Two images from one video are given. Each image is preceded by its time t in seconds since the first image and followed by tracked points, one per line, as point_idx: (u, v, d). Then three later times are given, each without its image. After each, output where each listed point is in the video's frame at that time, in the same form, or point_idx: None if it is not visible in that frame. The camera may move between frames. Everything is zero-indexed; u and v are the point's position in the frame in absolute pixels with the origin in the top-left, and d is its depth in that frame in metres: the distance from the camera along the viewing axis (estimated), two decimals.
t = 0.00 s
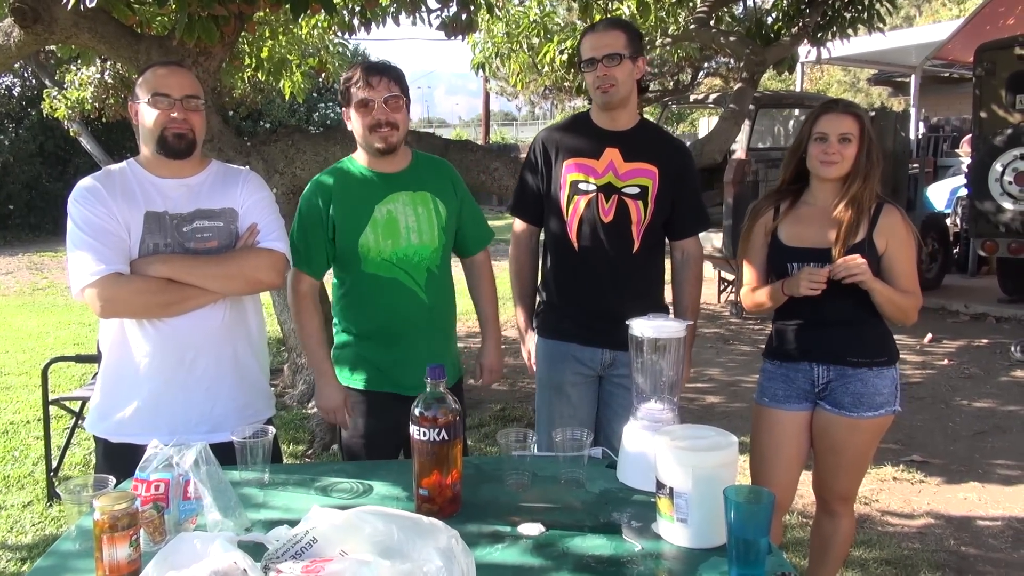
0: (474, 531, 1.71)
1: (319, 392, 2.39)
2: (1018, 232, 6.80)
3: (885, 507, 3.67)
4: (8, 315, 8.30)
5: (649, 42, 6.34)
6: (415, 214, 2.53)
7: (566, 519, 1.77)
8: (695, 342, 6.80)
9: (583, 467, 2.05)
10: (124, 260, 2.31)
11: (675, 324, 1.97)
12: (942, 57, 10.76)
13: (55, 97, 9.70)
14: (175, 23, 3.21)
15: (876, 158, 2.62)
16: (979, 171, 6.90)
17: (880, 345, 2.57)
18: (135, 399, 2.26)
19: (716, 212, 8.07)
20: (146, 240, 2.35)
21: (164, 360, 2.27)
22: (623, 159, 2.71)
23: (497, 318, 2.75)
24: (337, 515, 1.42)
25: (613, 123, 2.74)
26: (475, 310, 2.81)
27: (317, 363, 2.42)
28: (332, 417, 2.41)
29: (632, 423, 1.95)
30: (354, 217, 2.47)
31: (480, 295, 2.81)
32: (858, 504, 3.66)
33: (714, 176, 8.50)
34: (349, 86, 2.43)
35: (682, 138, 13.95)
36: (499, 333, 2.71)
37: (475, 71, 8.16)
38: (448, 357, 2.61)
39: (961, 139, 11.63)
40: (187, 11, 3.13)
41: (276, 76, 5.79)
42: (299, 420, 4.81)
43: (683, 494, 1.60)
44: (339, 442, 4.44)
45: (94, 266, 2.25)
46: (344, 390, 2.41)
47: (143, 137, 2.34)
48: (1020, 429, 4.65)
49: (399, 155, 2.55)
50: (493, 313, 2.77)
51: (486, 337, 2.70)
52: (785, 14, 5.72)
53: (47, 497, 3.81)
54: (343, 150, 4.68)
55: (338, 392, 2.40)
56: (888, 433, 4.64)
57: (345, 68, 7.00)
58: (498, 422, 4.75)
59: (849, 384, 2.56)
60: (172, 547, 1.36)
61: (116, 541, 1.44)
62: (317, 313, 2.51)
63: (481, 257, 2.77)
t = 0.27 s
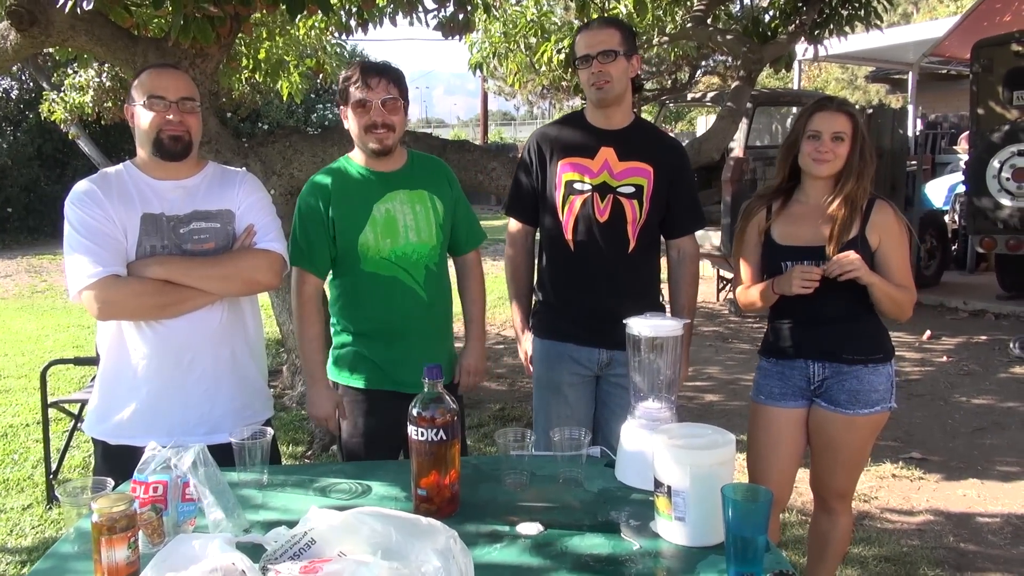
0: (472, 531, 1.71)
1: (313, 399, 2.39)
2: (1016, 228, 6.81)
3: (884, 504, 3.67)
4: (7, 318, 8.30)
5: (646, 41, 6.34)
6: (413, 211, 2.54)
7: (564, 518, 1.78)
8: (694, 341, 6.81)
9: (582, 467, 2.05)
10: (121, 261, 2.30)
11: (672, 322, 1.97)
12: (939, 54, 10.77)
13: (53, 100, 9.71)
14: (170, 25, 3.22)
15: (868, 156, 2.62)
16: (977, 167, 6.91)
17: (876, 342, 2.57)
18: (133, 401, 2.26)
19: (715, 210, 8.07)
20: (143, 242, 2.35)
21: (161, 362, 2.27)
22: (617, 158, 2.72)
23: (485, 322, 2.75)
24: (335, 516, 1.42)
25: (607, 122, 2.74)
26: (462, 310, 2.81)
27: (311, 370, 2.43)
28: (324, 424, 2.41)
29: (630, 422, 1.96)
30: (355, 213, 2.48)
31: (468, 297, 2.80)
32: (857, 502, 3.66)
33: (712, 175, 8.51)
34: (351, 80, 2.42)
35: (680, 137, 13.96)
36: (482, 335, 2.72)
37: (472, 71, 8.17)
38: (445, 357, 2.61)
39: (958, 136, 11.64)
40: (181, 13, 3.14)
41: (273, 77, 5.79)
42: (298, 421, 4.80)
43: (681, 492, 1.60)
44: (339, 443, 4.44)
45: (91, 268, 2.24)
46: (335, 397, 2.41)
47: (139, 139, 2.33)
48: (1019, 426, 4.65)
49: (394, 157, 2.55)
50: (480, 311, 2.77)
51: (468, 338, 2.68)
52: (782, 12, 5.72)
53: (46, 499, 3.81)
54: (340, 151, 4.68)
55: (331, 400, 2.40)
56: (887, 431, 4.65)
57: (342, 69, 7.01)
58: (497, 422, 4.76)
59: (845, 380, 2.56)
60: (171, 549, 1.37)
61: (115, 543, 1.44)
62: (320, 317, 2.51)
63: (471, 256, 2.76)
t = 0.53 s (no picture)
0: (480, 531, 1.72)
1: (328, 395, 2.41)
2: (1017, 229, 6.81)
3: (887, 505, 3.68)
4: (9, 317, 8.30)
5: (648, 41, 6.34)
6: (421, 209, 2.54)
7: (571, 518, 1.78)
8: (696, 341, 6.81)
9: (588, 467, 2.05)
10: (127, 262, 2.31)
11: (678, 322, 1.97)
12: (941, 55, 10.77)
13: (54, 100, 9.71)
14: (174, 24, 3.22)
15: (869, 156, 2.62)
16: (978, 169, 6.91)
17: (880, 342, 2.57)
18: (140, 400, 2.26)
19: (716, 211, 8.07)
20: (149, 242, 2.35)
21: (168, 361, 2.28)
22: (621, 158, 2.72)
23: (496, 312, 2.77)
24: (343, 515, 1.42)
25: (610, 121, 2.75)
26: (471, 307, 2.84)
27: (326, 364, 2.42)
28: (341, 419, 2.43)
29: (635, 422, 1.95)
30: (365, 212, 2.48)
31: (479, 295, 2.83)
32: (860, 503, 3.67)
33: (713, 175, 8.51)
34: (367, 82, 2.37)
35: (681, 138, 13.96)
36: (496, 328, 2.73)
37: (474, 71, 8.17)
38: (450, 357, 2.62)
39: (960, 137, 11.64)
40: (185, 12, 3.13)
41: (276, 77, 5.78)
42: (301, 421, 4.80)
43: (689, 492, 1.61)
44: (342, 443, 4.45)
45: (97, 268, 2.25)
46: (351, 393, 2.43)
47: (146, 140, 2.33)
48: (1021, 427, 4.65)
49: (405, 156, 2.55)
50: (490, 309, 2.79)
51: (483, 335, 2.70)
52: (784, 12, 5.72)
53: (49, 498, 3.81)
54: (343, 150, 4.68)
55: (348, 395, 2.42)
56: (889, 431, 4.65)
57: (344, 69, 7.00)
58: (500, 422, 4.76)
59: (848, 381, 2.56)
60: (180, 548, 1.37)
61: (124, 542, 1.44)
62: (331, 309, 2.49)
63: (477, 255, 2.78)
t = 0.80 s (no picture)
0: (483, 530, 1.72)
1: (339, 391, 2.42)
2: (1019, 233, 6.82)
3: (887, 508, 3.68)
4: (9, 313, 8.31)
5: (651, 42, 6.34)
6: (427, 208, 2.56)
7: (574, 518, 1.78)
8: (696, 343, 6.81)
9: (591, 467, 2.05)
10: (134, 268, 2.30)
11: (683, 324, 1.98)
12: (943, 59, 10.77)
13: (56, 96, 9.71)
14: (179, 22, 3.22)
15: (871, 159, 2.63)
16: (980, 172, 6.92)
17: (881, 344, 2.58)
18: (144, 399, 2.27)
19: (718, 213, 8.08)
20: (156, 248, 2.35)
21: (171, 362, 2.28)
22: (625, 159, 2.72)
23: (504, 315, 2.77)
24: (348, 513, 1.43)
25: (614, 122, 2.75)
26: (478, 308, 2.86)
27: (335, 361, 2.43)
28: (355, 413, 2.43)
29: (638, 424, 1.96)
30: (372, 210, 2.48)
31: (484, 294, 2.86)
32: (860, 505, 3.67)
33: (715, 177, 8.51)
34: (388, 93, 2.33)
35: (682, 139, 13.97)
36: (507, 326, 2.73)
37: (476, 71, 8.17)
38: (455, 356, 2.63)
39: (961, 141, 11.65)
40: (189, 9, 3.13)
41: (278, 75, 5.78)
42: (302, 419, 4.81)
43: (692, 493, 1.61)
44: (343, 441, 4.45)
45: (103, 275, 2.24)
46: (363, 386, 2.43)
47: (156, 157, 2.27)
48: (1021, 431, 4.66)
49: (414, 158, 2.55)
50: (499, 312, 2.80)
51: (494, 333, 2.70)
52: (787, 15, 5.72)
53: (50, 494, 3.82)
54: (345, 149, 4.68)
55: (359, 388, 2.42)
56: (889, 434, 4.65)
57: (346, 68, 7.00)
58: (501, 422, 4.76)
59: (848, 383, 2.57)
60: (184, 545, 1.37)
61: (129, 538, 1.44)
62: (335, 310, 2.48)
63: (481, 256, 2.80)
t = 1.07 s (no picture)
0: (482, 531, 1.71)
1: (331, 395, 2.40)
2: (1019, 232, 6.81)
3: (888, 508, 3.67)
4: (8, 313, 8.30)
5: (650, 41, 6.33)
6: (430, 208, 2.55)
7: (574, 519, 1.77)
8: (697, 342, 6.80)
9: (591, 468, 2.04)
10: (134, 283, 2.27)
11: (683, 323, 1.97)
12: (943, 58, 10.76)
13: (55, 96, 9.69)
14: (177, 21, 3.21)
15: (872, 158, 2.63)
16: (981, 171, 6.90)
17: (881, 343, 2.56)
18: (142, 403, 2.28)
19: (718, 212, 8.06)
20: (157, 264, 2.33)
21: (169, 367, 2.28)
22: (624, 157, 2.71)
23: (497, 317, 2.76)
24: (346, 515, 1.41)
25: (614, 121, 2.74)
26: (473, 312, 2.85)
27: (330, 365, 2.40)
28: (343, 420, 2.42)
29: (638, 424, 1.95)
30: (375, 210, 2.47)
31: (479, 298, 2.86)
32: (861, 505, 3.66)
33: (715, 176, 8.50)
34: (390, 93, 2.33)
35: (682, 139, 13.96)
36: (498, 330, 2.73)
37: (476, 70, 8.17)
38: (457, 356, 2.62)
39: (961, 140, 11.63)
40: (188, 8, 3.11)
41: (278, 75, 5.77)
42: (301, 419, 4.80)
43: (693, 494, 1.60)
44: (342, 441, 4.44)
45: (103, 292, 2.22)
46: (356, 391, 2.43)
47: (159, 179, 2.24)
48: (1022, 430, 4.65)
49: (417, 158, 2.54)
50: (491, 312, 2.80)
51: (485, 335, 2.71)
52: (787, 13, 5.69)
53: (49, 495, 3.81)
54: (344, 149, 4.67)
55: (352, 395, 2.42)
56: (890, 434, 4.64)
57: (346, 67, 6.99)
58: (501, 422, 4.75)
59: (848, 381, 2.56)
60: (181, 547, 1.36)
61: (125, 540, 1.43)
62: (334, 312, 2.51)
63: (476, 256, 2.80)
